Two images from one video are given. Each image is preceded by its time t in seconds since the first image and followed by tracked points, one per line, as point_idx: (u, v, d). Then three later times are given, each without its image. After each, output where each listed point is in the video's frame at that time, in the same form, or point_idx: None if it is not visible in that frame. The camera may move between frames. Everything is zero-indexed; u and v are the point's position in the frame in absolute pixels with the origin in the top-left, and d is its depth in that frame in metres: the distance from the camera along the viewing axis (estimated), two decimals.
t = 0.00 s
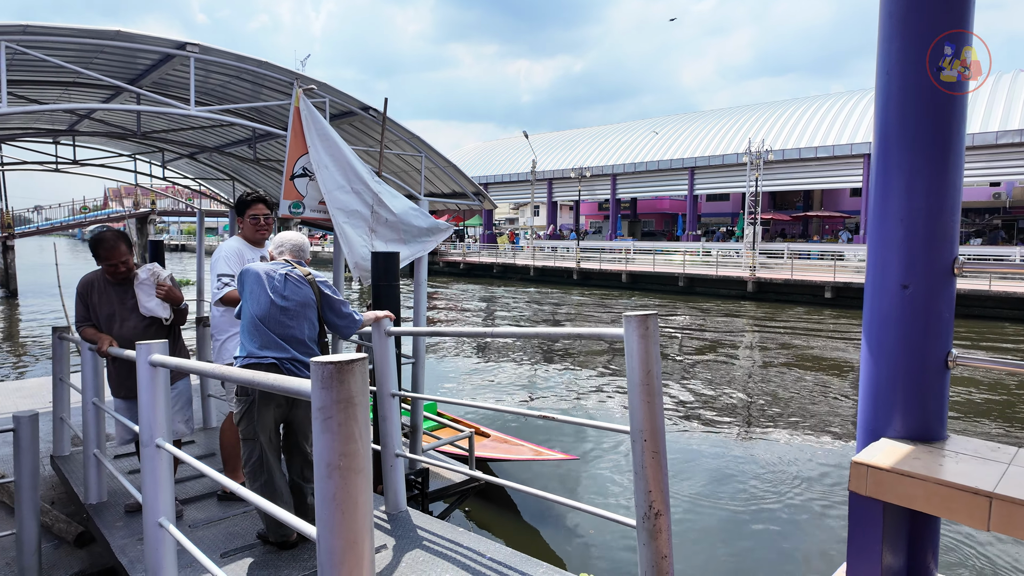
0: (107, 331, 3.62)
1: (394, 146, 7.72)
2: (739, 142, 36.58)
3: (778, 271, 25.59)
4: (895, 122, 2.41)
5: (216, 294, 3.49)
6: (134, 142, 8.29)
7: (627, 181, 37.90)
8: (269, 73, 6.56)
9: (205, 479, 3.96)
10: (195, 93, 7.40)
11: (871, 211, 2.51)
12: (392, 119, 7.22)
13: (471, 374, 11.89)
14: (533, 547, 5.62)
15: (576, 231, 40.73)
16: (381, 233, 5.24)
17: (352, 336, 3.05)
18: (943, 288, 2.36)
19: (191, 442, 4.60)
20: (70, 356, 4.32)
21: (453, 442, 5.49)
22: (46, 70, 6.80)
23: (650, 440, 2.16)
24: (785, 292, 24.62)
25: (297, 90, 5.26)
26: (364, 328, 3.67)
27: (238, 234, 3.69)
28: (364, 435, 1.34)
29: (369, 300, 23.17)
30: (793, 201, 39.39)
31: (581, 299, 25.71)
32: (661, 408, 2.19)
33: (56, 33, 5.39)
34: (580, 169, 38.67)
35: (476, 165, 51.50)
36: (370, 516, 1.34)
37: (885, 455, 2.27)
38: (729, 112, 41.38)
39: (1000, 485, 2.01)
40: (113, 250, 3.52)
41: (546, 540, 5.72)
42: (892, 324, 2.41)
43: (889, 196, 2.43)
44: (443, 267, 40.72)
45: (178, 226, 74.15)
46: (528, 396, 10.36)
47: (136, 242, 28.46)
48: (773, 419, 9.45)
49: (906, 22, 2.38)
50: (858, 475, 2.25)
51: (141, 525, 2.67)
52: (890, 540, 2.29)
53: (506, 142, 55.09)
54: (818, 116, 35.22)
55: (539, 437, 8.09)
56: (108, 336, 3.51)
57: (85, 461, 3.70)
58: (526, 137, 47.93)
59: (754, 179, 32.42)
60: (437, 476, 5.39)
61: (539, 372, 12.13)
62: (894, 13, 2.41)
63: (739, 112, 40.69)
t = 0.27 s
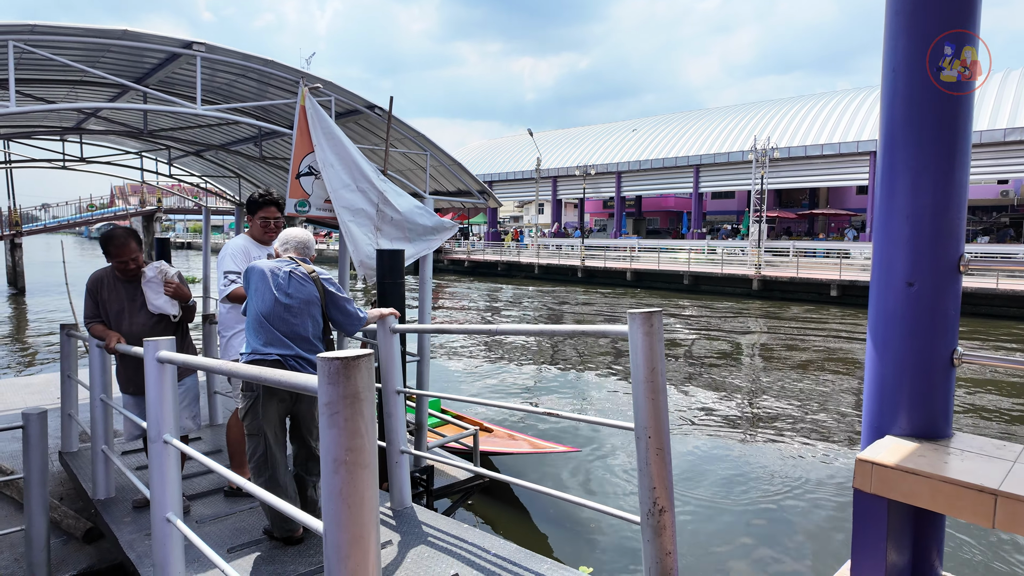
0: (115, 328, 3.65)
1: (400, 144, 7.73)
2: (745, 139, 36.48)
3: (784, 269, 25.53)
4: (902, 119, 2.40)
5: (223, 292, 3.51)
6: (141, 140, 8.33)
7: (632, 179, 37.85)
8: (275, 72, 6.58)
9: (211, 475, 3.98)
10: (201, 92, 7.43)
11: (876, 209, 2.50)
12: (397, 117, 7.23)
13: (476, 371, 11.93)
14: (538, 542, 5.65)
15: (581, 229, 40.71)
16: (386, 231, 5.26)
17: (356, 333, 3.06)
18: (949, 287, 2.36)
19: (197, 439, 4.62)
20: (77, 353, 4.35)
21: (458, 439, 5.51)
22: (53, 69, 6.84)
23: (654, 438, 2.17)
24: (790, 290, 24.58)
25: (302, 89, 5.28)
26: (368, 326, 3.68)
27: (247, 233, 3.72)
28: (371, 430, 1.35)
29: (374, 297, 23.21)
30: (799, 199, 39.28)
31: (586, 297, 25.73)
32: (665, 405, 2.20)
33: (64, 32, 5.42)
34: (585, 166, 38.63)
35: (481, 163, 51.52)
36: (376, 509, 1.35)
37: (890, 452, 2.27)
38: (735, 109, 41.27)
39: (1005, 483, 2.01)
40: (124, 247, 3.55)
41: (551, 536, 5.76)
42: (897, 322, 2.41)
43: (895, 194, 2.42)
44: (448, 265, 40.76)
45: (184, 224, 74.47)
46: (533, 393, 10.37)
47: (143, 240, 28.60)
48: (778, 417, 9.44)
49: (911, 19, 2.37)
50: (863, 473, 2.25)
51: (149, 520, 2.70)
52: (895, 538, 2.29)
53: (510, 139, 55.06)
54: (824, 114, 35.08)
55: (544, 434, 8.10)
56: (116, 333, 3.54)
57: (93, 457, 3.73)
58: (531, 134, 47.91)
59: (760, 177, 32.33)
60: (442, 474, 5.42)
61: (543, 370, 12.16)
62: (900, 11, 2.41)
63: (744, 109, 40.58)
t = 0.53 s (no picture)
0: (126, 325, 3.68)
1: (406, 143, 7.75)
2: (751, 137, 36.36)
3: (790, 268, 25.46)
4: (909, 118, 2.40)
5: (232, 289, 3.52)
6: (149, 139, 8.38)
7: (637, 177, 37.79)
8: (282, 71, 6.61)
9: (220, 471, 4.01)
10: (209, 91, 7.46)
11: (885, 207, 2.49)
12: (404, 116, 7.24)
13: (482, 369, 11.97)
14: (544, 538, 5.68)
15: (586, 227, 40.69)
16: (393, 230, 5.28)
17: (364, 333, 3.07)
18: (956, 286, 2.36)
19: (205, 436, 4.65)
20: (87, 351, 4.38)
21: (465, 437, 5.53)
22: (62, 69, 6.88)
23: (660, 436, 2.18)
24: (796, 289, 24.53)
25: (309, 88, 5.30)
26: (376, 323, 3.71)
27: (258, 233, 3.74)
28: (380, 427, 1.37)
29: (380, 295, 23.28)
30: (806, 197, 39.15)
31: (592, 295, 25.74)
32: (672, 404, 2.21)
33: (74, 33, 5.45)
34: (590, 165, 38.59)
35: (486, 161, 51.55)
36: (385, 505, 1.37)
37: (896, 451, 2.27)
38: (741, 108, 41.15)
39: (1013, 482, 2.00)
40: (136, 244, 3.59)
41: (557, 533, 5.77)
42: (904, 321, 2.41)
43: (902, 193, 2.42)
44: (453, 263, 40.82)
45: (191, 222, 74.85)
46: (539, 391, 10.39)
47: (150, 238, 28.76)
48: (784, 415, 9.44)
49: (920, 17, 2.37)
50: (871, 472, 2.25)
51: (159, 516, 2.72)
52: (902, 537, 2.29)
53: (516, 138, 55.06)
54: (831, 112, 34.93)
55: (549, 431, 8.12)
56: (126, 331, 3.57)
57: (103, 454, 3.77)
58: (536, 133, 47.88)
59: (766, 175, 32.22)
60: (448, 472, 5.43)
61: (549, 368, 12.19)
62: (908, 9, 2.40)
63: (751, 107, 40.44)
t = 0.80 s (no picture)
0: (138, 323, 3.72)
1: (413, 142, 7.77)
2: (759, 135, 36.20)
3: (798, 267, 25.35)
4: (919, 116, 2.39)
5: (244, 287, 3.57)
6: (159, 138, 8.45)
7: (644, 176, 37.71)
8: (290, 71, 6.64)
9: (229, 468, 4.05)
10: (217, 91, 7.51)
11: (894, 207, 2.49)
12: (412, 115, 7.26)
13: (489, 368, 12.00)
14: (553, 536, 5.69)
15: (593, 226, 40.65)
16: (401, 229, 5.29)
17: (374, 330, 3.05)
18: (965, 285, 2.35)
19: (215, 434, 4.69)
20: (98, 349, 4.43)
21: (472, 435, 5.56)
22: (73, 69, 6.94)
23: (667, 435, 2.18)
24: (805, 288, 24.43)
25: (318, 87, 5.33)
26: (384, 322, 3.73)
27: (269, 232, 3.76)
28: (389, 424, 1.38)
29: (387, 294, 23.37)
30: (814, 195, 38.95)
31: (598, 294, 25.71)
32: (679, 403, 2.21)
33: (85, 34, 5.50)
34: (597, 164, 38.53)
35: (493, 160, 51.57)
36: (395, 501, 1.38)
37: (904, 451, 2.26)
38: (749, 106, 40.97)
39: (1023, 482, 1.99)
40: (148, 241, 3.62)
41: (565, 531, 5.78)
42: (913, 320, 2.40)
43: (911, 192, 2.41)
44: (460, 262, 40.87)
45: (199, 222, 75.32)
46: (545, 390, 10.40)
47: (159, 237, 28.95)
48: (791, 415, 9.41)
49: (929, 15, 2.36)
50: (878, 471, 2.25)
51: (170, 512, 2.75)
52: (911, 536, 2.28)
53: (523, 137, 55.04)
54: (840, 110, 34.74)
55: (555, 430, 8.14)
56: (137, 329, 3.61)
57: (114, 450, 3.81)
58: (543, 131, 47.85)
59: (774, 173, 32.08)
60: (455, 470, 5.44)
61: (556, 366, 12.20)
62: (918, 6, 2.40)
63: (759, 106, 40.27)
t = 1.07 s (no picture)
0: (150, 321, 3.75)
1: (422, 141, 7.79)
2: (768, 134, 36.03)
3: (807, 266, 25.25)
4: (930, 115, 2.38)
5: (253, 284, 3.59)
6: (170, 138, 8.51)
7: (652, 175, 37.62)
8: (300, 71, 6.67)
9: (240, 464, 4.09)
10: (228, 90, 7.56)
11: (904, 206, 2.48)
12: (420, 115, 7.28)
13: (496, 367, 12.04)
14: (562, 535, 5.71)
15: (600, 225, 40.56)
16: (410, 229, 5.30)
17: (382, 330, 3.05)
18: (977, 286, 2.34)
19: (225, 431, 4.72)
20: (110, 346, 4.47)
21: (480, 434, 5.57)
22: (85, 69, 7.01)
23: (677, 434, 2.19)
24: (813, 288, 24.33)
25: (328, 87, 5.36)
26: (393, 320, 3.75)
27: (281, 231, 3.79)
28: (402, 423, 1.40)
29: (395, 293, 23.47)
30: (823, 194, 38.75)
31: (605, 294, 25.71)
32: (688, 403, 2.22)
33: (98, 35, 5.55)
34: (604, 163, 38.47)
35: (501, 160, 51.59)
36: (407, 499, 1.39)
37: (916, 451, 2.25)
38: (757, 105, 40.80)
39: None
40: (160, 239, 3.66)
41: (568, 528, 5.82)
42: (923, 320, 2.40)
43: (922, 192, 2.40)
44: (467, 261, 40.92)
45: (209, 221, 75.84)
46: (552, 389, 10.40)
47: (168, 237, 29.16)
48: (800, 415, 9.36)
49: (940, 14, 2.35)
50: (888, 471, 2.24)
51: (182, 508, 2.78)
52: (921, 537, 2.28)
53: (530, 136, 55.00)
54: (850, 108, 34.54)
55: (562, 429, 8.14)
56: (149, 326, 3.64)
57: (127, 447, 3.85)
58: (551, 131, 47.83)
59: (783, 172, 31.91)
60: (463, 468, 5.48)
61: (563, 366, 12.23)
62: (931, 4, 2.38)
63: (768, 104, 40.09)
